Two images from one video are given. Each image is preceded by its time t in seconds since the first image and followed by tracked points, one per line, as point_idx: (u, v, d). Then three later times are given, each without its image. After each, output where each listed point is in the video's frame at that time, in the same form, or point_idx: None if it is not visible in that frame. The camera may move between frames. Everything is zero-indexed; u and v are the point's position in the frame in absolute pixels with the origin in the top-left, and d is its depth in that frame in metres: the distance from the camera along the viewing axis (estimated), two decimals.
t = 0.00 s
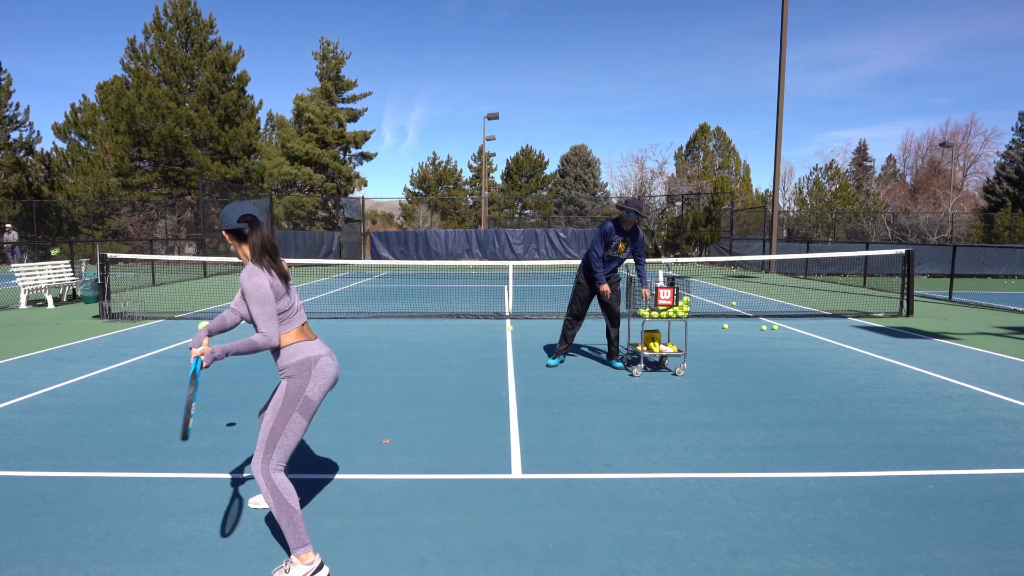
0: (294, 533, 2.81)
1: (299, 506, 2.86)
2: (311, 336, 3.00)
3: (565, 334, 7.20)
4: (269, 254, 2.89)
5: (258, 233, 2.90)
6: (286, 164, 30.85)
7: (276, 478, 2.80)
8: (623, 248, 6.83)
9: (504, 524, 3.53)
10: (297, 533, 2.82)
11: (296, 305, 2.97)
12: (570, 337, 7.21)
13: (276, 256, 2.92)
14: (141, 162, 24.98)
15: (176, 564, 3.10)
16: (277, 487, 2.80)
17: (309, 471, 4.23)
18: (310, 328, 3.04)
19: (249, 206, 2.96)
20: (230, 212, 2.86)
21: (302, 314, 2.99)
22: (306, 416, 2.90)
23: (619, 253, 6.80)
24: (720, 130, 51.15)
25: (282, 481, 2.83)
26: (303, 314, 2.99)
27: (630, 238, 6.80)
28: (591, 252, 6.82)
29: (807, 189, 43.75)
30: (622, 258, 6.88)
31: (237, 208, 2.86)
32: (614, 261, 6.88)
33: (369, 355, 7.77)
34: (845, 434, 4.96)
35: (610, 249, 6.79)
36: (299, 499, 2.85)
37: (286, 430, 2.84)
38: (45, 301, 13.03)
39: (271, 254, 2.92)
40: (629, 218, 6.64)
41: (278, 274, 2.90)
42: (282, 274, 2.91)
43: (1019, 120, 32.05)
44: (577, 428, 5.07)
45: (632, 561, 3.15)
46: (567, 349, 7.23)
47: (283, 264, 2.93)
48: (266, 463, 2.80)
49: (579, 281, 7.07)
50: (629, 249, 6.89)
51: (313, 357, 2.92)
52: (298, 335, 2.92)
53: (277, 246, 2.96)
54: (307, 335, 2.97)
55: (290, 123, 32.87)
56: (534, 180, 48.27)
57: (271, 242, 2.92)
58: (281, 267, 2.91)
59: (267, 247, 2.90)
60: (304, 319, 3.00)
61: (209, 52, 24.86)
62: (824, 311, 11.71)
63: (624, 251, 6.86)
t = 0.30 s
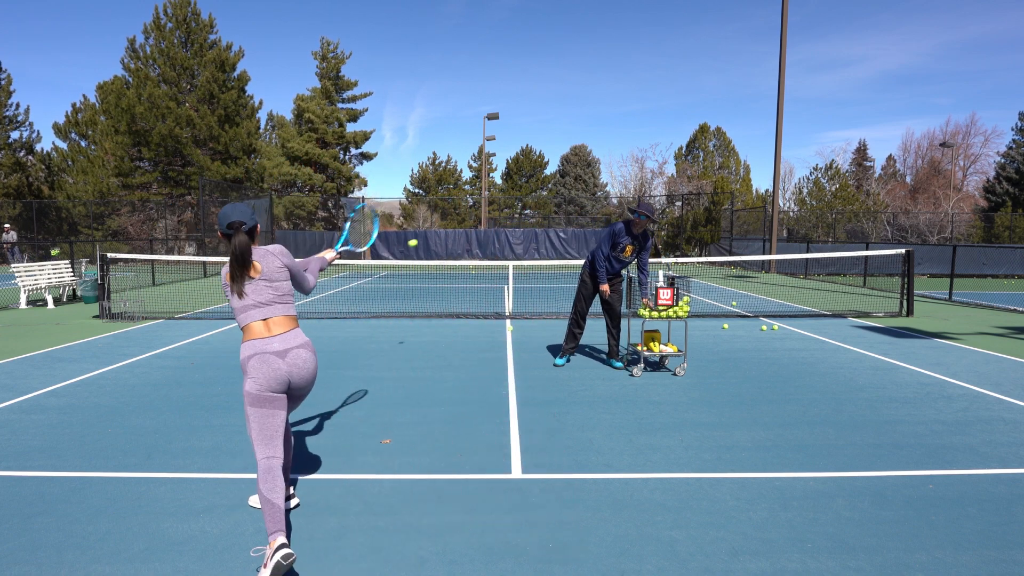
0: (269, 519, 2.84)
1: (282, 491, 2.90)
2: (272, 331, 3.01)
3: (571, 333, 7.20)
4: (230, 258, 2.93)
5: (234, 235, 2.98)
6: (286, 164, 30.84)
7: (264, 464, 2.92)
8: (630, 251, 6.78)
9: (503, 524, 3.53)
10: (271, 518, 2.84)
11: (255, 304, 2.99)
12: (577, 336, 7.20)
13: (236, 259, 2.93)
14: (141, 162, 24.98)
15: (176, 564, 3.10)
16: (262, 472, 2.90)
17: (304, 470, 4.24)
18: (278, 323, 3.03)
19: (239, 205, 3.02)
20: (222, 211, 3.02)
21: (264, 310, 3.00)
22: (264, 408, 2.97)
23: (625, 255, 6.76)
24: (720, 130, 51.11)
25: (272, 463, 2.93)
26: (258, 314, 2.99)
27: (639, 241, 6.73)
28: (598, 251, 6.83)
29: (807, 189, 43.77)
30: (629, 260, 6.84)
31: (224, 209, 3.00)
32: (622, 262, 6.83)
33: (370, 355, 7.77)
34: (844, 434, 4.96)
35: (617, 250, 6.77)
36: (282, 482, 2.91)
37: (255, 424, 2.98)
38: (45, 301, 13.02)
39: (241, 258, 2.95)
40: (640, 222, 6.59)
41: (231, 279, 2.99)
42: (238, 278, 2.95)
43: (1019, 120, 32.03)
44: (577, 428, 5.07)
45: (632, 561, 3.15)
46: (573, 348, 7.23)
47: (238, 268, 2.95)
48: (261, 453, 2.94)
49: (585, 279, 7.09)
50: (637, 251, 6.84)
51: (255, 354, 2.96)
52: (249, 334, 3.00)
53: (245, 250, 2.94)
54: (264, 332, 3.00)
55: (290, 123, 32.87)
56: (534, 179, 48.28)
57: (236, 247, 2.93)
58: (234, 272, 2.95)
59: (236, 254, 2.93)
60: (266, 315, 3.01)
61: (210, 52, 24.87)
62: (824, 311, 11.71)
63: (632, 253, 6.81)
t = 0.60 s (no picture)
0: (245, 507, 2.93)
1: (260, 482, 2.97)
2: (266, 324, 3.03)
3: (572, 333, 7.20)
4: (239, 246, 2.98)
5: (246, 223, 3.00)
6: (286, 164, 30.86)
7: (248, 456, 2.99)
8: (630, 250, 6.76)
9: (503, 524, 3.53)
10: (246, 505, 2.93)
11: (257, 297, 3.02)
12: (580, 336, 7.19)
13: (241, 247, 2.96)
14: (141, 162, 24.98)
15: (176, 565, 3.10)
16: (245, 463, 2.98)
17: (302, 470, 4.23)
18: (273, 317, 3.05)
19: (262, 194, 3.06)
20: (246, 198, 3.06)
21: (263, 304, 3.03)
22: (249, 399, 3.01)
23: (626, 254, 6.75)
24: (720, 131, 51.11)
25: (255, 455, 2.99)
26: (254, 305, 3.02)
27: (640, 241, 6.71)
28: (598, 251, 6.84)
29: (807, 189, 43.79)
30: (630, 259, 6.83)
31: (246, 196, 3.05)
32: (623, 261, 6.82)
33: (370, 356, 7.77)
34: (845, 434, 4.96)
35: (616, 249, 6.78)
36: (263, 476, 2.98)
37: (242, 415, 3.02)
38: (45, 301, 13.02)
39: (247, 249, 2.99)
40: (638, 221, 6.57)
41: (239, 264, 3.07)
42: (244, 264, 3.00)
43: (1019, 120, 32.03)
44: (577, 428, 5.06)
45: (632, 561, 3.15)
46: (575, 348, 7.22)
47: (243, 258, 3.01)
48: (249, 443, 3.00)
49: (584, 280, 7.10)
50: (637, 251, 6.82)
51: (244, 345, 3.00)
52: (246, 324, 3.04)
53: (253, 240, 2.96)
54: (260, 324, 3.03)
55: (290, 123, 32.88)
56: (534, 180, 48.29)
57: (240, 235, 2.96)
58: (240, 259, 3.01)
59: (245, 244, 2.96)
60: (262, 309, 3.03)
61: (209, 52, 24.87)
62: (824, 311, 11.71)
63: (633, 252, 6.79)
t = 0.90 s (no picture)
0: (255, 508, 2.93)
1: (270, 482, 2.98)
2: (276, 325, 3.02)
3: (575, 335, 7.20)
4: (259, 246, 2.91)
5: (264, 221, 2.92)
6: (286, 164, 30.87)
7: (257, 457, 3.00)
8: (626, 242, 6.77)
9: (502, 524, 3.53)
10: (255, 506, 2.93)
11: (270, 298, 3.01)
12: (581, 339, 7.20)
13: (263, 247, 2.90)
14: (141, 162, 24.99)
15: (176, 565, 3.10)
16: (255, 464, 2.99)
17: (304, 470, 4.23)
18: (284, 319, 3.03)
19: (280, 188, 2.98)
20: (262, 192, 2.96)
21: (274, 305, 3.01)
22: (258, 401, 3.01)
23: (620, 248, 6.74)
24: (720, 131, 51.09)
25: (264, 457, 3.00)
26: (267, 306, 3.01)
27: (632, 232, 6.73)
28: (591, 249, 6.85)
29: (807, 189, 43.79)
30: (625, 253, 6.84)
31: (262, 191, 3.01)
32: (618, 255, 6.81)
33: (370, 355, 7.78)
34: (844, 434, 4.96)
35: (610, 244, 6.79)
36: (273, 475, 2.98)
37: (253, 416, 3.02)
38: (45, 301, 13.02)
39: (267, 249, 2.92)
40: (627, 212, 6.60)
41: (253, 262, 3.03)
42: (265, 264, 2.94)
43: (1019, 120, 32.02)
44: (577, 428, 5.07)
45: (632, 561, 3.15)
46: (577, 349, 7.23)
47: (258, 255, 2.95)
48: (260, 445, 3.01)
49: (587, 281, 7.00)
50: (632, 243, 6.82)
51: (254, 346, 2.99)
52: (257, 324, 3.03)
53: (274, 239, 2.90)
54: (270, 325, 3.02)
55: (290, 123, 32.89)
56: (534, 180, 48.28)
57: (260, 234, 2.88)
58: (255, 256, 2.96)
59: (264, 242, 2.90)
60: (273, 311, 3.02)
61: (209, 52, 24.87)
62: (824, 311, 11.71)
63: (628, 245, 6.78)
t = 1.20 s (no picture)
0: (294, 511, 2.98)
1: (303, 486, 3.04)
2: (305, 333, 2.91)
3: (572, 333, 7.18)
4: (285, 243, 2.82)
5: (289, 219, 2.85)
6: (286, 164, 30.88)
7: (285, 463, 3.01)
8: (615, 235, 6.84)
9: (503, 524, 3.53)
10: (295, 511, 2.98)
11: (299, 302, 2.87)
12: (577, 337, 7.19)
13: (288, 243, 2.81)
14: (141, 162, 24.98)
15: (176, 565, 3.10)
16: (285, 471, 3.01)
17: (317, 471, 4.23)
18: (313, 325, 2.92)
19: (307, 187, 2.94)
20: (289, 192, 2.93)
21: (304, 311, 2.89)
22: (282, 410, 2.94)
23: (610, 241, 6.81)
24: (720, 131, 51.06)
25: (292, 465, 3.02)
26: (295, 311, 2.88)
27: (623, 225, 6.83)
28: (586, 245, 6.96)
29: (807, 189, 43.79)
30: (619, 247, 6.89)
31: (290, 192, 2.91)
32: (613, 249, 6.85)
33: (370, 355, 7.77)
34: (845, 433, 4.96)
35: (601, 239, 6.89)
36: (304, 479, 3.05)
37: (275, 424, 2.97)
38: (45, 301, 13.02)
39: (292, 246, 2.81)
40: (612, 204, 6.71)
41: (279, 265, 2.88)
42: (289, 263, 2.83)
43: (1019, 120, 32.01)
44: (577, 428, 5.06)
45: (632, 561, 3.15)
46: (575, 348, 7.21)
47: (287, 257, 2.83)
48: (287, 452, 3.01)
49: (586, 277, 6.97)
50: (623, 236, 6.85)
51: (280, 355, 2.87)
52: (282, 331, 2.90)
53: (299, 234, 2.81)
54: (297, 332, 2.90)
55: (290, 123, 32.89)
56: (534, 180, 48.29)
57: (285, 231, 2.80)
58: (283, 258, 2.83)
59: (289, 238, 2.81)
60: (300, 316, 2.89)
61: (209, 52, 24.86)
62: (824, 311, 11.71)
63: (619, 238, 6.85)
